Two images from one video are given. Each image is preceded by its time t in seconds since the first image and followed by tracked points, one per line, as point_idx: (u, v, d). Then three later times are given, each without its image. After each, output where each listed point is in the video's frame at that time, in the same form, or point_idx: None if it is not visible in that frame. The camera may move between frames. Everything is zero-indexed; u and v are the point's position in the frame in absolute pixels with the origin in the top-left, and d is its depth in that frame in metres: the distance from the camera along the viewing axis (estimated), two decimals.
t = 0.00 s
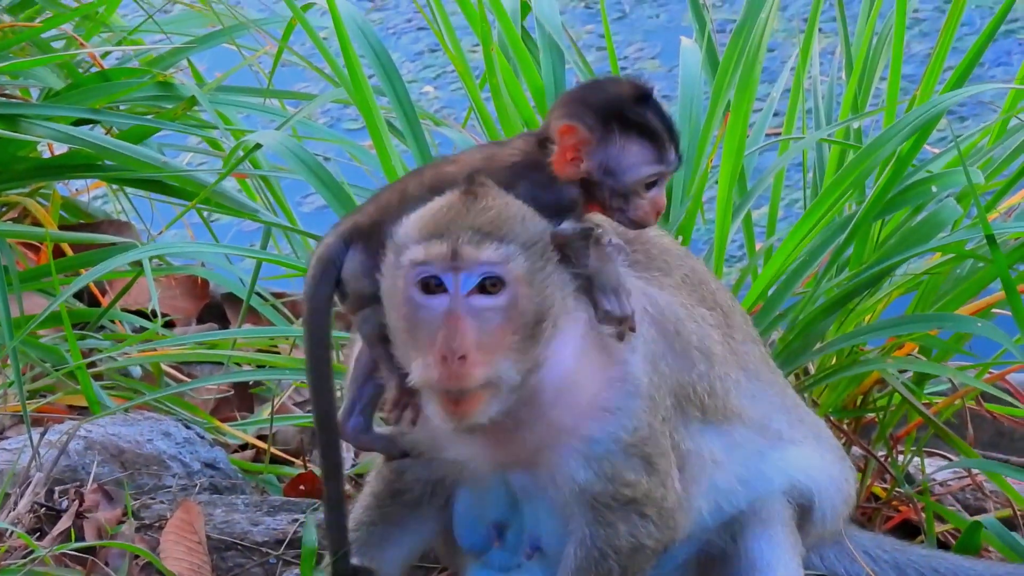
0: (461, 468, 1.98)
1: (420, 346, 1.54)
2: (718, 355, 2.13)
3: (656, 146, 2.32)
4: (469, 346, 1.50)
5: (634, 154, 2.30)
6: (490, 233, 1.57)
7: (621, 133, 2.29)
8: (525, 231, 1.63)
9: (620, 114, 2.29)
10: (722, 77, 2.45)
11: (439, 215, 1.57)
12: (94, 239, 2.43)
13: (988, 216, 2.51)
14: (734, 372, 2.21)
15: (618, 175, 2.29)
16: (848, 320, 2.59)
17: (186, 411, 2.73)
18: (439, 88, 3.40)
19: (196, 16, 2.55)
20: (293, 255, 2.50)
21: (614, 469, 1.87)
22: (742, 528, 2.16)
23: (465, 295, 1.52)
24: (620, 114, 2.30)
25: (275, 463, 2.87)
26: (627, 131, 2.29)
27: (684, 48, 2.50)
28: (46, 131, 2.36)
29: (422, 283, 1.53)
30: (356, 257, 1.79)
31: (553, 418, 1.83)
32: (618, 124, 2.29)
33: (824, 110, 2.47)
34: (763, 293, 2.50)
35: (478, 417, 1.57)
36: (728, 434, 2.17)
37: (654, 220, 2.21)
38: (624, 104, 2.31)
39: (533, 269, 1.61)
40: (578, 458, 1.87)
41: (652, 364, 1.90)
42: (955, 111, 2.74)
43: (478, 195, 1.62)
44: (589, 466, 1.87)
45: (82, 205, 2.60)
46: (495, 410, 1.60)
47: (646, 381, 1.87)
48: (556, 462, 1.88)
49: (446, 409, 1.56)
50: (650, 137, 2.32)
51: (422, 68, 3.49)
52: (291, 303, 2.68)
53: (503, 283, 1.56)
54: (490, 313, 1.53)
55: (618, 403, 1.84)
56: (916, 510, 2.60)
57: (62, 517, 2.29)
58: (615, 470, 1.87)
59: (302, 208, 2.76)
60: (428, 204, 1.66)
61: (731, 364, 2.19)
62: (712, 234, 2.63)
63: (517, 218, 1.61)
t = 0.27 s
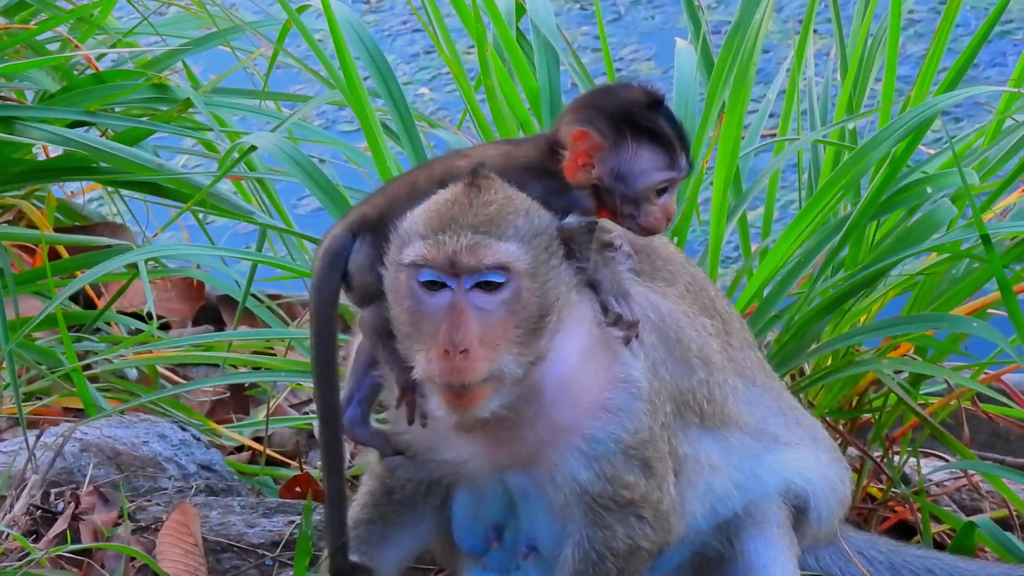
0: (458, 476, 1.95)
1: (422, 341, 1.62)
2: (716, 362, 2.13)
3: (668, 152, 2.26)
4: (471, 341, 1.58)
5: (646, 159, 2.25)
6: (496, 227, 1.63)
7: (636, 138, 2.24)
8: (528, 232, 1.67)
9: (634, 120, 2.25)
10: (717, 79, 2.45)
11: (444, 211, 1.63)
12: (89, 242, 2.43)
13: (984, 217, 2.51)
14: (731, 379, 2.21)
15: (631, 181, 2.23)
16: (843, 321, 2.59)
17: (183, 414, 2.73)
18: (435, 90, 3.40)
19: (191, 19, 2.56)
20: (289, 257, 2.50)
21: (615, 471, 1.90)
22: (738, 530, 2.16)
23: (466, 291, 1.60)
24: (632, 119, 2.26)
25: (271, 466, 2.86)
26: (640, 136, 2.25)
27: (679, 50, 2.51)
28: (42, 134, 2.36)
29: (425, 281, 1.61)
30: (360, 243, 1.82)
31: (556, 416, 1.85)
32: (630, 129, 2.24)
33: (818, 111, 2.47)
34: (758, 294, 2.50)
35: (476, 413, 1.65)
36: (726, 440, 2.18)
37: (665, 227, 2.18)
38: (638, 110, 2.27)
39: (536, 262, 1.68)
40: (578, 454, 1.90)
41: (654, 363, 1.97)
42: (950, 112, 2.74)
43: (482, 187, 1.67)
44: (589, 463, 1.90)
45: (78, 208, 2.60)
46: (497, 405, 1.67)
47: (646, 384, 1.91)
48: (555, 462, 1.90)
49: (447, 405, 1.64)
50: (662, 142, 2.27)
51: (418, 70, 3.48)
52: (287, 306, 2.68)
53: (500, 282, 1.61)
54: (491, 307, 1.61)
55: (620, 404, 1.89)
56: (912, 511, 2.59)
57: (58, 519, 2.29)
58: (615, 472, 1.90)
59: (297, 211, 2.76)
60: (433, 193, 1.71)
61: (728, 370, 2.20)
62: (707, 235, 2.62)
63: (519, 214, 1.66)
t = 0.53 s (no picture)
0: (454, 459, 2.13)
1: (418, 337, 1.79)
2: (703, 366, 2.29)
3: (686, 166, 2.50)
4: (462, 337, 1.73)
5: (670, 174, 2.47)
6: (484, 231, 1.75)
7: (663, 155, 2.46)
8: (520, 233, 1.79)
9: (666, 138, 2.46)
10: (698, 87, 2.59)
11: (438, 212, 1.75)
12: (102, 248, 2.57)
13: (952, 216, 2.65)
14: (718, 380, 2.38)
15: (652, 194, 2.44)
16: (820, 315, 2.71)
17: (193, 409, 2.85)
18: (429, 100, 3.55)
19: (197, 34, 2.69)
20: (292, 260, 2.63)
21: (602, 462, 2.03)
22: (721, 516, 2.30)
23: (460, 290, 1.75)
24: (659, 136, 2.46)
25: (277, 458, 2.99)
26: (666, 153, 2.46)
27: (662, 59, 2.64)
28: (56, 145, 2.49)
29: (421, 279, 1.76)
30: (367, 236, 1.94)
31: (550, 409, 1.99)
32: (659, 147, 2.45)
33: (794, 116, 2.61)
34: (739, 290, 2.63)
35: (469, 405, 1.79)
36: (710, 436, 2.32)
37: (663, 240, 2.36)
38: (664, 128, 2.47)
39: (525, 263, 1.80)
40: (566, 446, 2.02)
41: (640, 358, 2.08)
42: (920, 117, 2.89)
43: (475, 187, 1.78)
44: (579, 454, 2.03)
45: (91, 215, 2.73)
46: (489, 396, 1.80)
47: (636, 383, 2.03)
48: (547, 451, 2.03)
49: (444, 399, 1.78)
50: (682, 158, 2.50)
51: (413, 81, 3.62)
52: (292, 305, 2.81)
53: (491, 281, 1.76)
54: (482, 306, 1.76)
55: (610, 401, 2.01)
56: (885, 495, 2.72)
57: (76, 510, 2.42)
58: (602, 463, 2.03)
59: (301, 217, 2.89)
60: (431, 192, 1.83)
61: (714, 369, 2.36)
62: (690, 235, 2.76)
63: (510, 216, 1.78)
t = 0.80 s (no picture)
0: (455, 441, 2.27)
1: (417, 329, 1.89)
2: (696, 364, 2.39)
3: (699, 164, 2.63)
4: (457, 330, 1.83)
5: (688, 173, 2.61)
6: (484, 226, 1.87)
7: (681, 156, 2.58)
8: (518, 230, 1.91)
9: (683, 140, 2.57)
10: (688, 91, 2.69)
11: (439, 210, 1.87)
12: (115, 246, 2.67)
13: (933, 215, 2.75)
14: (710, 377, 2.48)
15: (674, 195, 2.60)
16: (806, 311, 2.81)
17: (202, 401, 2.96)
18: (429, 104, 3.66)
19: (207, 41, 2.80)
20: (298, 258, 2.73)
21: (597, 454, 2.09)
22: (712, 506, 2.39)
23: (456, 285, 1.85)
24: (677, 137, 2.57)
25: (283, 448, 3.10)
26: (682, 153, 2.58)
27: (653, 65, 2.75)
28: (70, 147, 2.60)
29: (420, 273, 1.86)
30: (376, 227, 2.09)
31: (546, 402, 2.07)
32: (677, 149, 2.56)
33: (781, 119, 2.71)
34: (728, 287, 2.73)
35: (466, 396, 1.89)
36: (701, 431, 2.41)
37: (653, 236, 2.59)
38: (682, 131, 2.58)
39: (522, 261, 1.91)
40: (561, 439, 2.10)
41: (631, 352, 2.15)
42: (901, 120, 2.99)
43: (477, 188, 1.91)
44: (574, 446, 2.10)
45: (104, 214, 2.84)
46: (486, 389, 1.91)
47: (630, 379, 2.11)
48: (544, 442, 2.11)
49: (440, 390, 1.88)
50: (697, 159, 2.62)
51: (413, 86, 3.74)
52: (297, 301, 2.91)
53: (488, 276, 1.86)
54: (478, 300, 1.86)
55: (605, 395, 2.08)
56: (870, 484, 2.81)
57: (89, 499, 2.51)
58: (597, 455, 2.09)
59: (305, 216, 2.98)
60: (432, 193, 1.96)
61: (705, 366, 2.46)
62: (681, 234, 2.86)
63: (510, 213, 1.90)
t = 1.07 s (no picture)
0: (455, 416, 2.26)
1: (413, 298, 1.89)
2: (697, 337, 2.39)
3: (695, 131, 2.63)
4: (449, 300, 1.84)
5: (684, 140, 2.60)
6: (477, 198, 1.87)
7: (675, 122, 2.58)
8: (515, 202, 1.92)
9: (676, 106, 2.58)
10: (689, 65, 2.69)
11: (435, 182, 1.87)
12: (115, 218, 2.67)
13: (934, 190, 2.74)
14: (710, 350, 2.47)
15: (672, 163, 2.59)
16: (806, 285, 2.81)
17: (202, 374, 2.97)
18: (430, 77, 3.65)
19: (207, 13, 2.80)
20: (298, 231, 2.73)
21: (596, 428, 2.08)
22: (712, 480, 2.39)
23: (450, 256, 1.85)
24: (670, 105, 2.58)
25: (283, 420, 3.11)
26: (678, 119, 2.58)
27: (654, 39, 2.74)
28: (71, 119, 2.59)
29: (415, 244, 1.87)
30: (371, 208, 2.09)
31: (544, 376, 2.05)
32: (672, 115, 2.57)
33: (782, 93, 2.71)
34: (728, 261, 2.73)
35: (457, 365, 1.89)
36: (701, 404, 2.41)
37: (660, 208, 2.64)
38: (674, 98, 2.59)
39: (517, 231, 1.91)
40: (561, 413, 2.08)
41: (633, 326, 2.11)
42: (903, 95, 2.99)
43: (474, 159, 1.91)
44: (573, 420, 2.08)
45: (105, 186, 2.83)
46: (476, 359, 1.90)
47: (630, 353, 2.09)
48: (541, 416, 2.09)
49: (433, 360, 1.88)
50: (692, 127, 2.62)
51: (414, 59, 3.72)
52: (297, 274, 2.91)
53: (483, 247, 1.87)
54: (473, 271, 1.87)
55: (605, 368, 2.06)
56: (870, 458, 2.81)
57: (89, 471, 2.51)
58: (596, 429, 2.08)
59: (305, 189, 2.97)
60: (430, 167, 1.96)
61: (707, 340, 2.45)
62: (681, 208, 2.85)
63: (505, 185, 1.91)
